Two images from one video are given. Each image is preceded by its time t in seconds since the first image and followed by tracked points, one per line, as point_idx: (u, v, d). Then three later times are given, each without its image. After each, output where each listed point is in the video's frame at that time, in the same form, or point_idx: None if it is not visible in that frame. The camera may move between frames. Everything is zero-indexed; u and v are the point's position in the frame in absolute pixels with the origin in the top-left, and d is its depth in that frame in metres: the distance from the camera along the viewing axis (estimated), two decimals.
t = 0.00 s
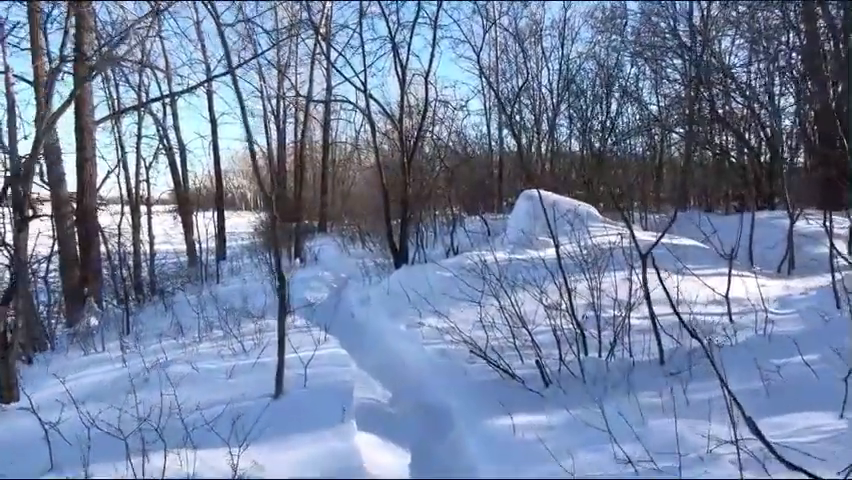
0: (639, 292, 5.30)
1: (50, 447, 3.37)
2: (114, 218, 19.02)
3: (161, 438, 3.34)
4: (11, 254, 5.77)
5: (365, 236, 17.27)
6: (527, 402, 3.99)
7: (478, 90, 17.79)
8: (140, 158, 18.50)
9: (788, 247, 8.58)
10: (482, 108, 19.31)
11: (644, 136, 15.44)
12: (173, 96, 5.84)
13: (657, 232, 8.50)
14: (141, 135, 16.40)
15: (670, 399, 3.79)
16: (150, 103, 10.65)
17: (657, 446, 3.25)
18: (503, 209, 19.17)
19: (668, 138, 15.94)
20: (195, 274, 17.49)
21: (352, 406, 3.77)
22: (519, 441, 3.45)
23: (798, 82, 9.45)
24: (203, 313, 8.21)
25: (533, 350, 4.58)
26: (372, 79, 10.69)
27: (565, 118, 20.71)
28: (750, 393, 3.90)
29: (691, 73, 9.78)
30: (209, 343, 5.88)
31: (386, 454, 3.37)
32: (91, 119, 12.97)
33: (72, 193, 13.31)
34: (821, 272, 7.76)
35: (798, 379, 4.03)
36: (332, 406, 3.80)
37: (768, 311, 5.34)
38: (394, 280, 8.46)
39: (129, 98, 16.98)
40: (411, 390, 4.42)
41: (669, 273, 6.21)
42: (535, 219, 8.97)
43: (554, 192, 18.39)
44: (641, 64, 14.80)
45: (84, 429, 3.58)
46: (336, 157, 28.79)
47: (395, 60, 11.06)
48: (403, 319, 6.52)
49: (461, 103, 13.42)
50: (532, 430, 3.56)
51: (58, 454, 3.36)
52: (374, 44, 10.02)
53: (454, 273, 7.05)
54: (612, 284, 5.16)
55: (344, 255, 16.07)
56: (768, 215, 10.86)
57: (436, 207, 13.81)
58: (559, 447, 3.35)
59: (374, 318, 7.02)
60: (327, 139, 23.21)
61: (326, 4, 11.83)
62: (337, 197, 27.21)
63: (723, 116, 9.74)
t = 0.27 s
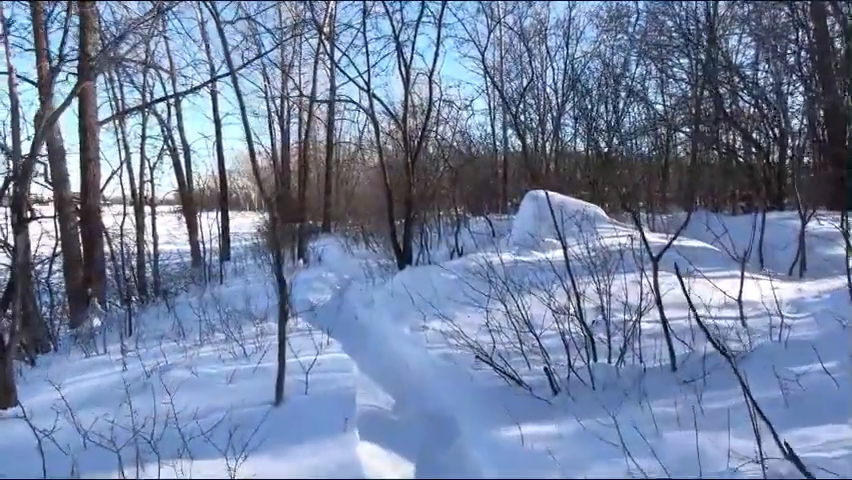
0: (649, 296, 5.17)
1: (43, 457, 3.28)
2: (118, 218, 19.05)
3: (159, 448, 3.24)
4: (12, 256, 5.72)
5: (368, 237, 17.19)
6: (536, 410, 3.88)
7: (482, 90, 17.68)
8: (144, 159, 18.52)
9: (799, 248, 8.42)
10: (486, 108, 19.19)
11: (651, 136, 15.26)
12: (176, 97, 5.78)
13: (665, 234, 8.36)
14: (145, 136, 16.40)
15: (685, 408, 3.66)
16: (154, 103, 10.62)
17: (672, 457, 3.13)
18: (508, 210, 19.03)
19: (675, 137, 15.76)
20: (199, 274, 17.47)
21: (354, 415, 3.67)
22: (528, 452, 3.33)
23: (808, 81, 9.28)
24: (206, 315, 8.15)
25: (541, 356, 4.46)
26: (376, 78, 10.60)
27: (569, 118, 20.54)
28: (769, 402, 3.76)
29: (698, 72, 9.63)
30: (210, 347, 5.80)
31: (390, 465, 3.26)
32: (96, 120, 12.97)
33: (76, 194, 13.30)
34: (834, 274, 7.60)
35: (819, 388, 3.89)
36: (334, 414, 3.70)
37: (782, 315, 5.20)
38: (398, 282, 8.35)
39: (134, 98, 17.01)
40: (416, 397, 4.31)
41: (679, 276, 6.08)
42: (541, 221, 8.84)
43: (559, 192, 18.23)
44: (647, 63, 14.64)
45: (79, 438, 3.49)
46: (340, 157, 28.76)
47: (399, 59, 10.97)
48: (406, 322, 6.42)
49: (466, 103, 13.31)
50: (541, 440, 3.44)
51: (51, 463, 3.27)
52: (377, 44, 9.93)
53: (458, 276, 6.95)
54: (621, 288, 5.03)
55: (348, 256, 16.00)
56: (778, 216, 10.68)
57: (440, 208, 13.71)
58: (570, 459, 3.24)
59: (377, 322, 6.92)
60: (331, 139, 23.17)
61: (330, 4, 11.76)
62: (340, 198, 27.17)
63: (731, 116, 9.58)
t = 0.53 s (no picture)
0: (660, 300, 5.03)
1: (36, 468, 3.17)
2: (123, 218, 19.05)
3: (156, 458, 3.14)
4: (13, 257, 5.65)
5: (372, 237, 17.11)
6: (545, 420, 3.75)
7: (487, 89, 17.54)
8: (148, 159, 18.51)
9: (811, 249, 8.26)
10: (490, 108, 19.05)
11: (658, 136, 15.08)
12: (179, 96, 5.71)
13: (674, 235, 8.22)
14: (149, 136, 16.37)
15: (700, 417, 3.53)
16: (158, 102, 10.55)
17: (689, 471, 3.00)
18: (512, 210, 18.89)
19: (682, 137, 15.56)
20: (202, 274, 17.45)
21: (358, 423, 3.55)
22: (538, 464, 3.20)
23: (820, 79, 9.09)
24: (208, 317, 8.08)
25: (549, 361, 4.34)
26: (380, 78, 10.49)
27: (574, 117, 20.36)
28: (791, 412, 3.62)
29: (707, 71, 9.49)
30: (211, 350, 5.71)
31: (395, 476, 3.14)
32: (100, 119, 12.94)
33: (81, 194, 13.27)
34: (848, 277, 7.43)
35: (843, 397, 3.74)
36: (337, 423, 3.59)
37: (798, 319, 5.05)
38: (402, 283, 8.25)
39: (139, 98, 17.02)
40: (421, 404, 4.20)
41: (691, 278, 5.93)
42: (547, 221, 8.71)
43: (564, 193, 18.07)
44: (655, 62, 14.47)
45: (74, 447, 3.39)
46: (344, 156, 28.71)
47: (403, 58, 10.85)
48: (411, 325, 6.31)
49: (470, 102, 13.19)
50: (552, 452, 3.32)
51: (44, 474, 3.16)
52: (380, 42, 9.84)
53: (464, 278, 6.82)
54: (631, 291, 4.90)
55: (351, 256, 15.91)
56: (788, 216, 10.49)
57: (445, 208, 13.53)
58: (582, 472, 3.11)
59: (381, 324, 6.81)
60: (335, 139, 23.10)
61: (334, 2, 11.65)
62: (344, 197, 27.10)
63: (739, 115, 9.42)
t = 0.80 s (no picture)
0: (676, 301, 4.84)
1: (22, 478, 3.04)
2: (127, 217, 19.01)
3: (147, 468, 2.99)
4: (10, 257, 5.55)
5: (376, 237, 16.97)
6: (556, 428, 3.58)
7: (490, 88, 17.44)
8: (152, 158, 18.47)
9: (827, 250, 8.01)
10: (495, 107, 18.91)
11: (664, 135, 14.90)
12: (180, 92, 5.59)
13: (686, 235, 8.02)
14: (152, 135, 16.30)
15: (723, 427, 3.35)
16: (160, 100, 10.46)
17: None
18: (517, 209, 18.70)
19: (689, 136, 15.35)
20: (206, 273, 17.36)
21: (359, 431, 3.39)
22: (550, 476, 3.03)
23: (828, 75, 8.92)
24: (209, 317, 7.96)
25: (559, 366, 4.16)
26: (384, 75, 10.34)
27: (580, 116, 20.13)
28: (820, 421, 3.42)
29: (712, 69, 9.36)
30: (210, 351, 5.57)
31: None
32: (103, 118, 12.89)
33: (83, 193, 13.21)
34: None
35: None
36: (338, 430, 3.43)
37: (819, 322, 4.84)
38: (406, 283, 8.09)
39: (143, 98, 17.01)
40: (426, 411, 4.03)
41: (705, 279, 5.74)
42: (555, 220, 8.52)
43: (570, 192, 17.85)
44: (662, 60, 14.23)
45: (64, 456, 3.25)
46: (348, 156, 28.59)
47: (408, 54, 10.68)
48: (416, 326, 6.14)
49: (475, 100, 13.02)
50: (564, 463, 3.14)
51: None
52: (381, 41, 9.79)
53: (470, 279, 6.64)
54: (644, 293, 4.72)
55: (355, 256, 15.78)
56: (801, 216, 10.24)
57: (449, 207, 13.35)
58: None
59: (384, 326, 6.65)
60: (338, 138, 22.97)
61: None
62: (348, 197, 27.01)
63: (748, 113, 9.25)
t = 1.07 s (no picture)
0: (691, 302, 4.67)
1: None
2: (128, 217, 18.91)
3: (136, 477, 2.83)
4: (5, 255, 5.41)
5: (379, 236, 16.81)
6: (569, 435, 3.39)
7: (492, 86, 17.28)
8: (155, 157, 18.40)
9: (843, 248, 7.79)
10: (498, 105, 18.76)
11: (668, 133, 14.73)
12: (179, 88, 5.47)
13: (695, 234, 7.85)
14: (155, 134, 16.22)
15: (749, 434, 3.15)
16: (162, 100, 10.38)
17: None
18: (520, 209, 18.48)
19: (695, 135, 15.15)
20: (207, 273, 17.23)
21: (361, 439, 3.22)
22: None
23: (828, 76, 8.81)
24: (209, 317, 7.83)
25: (571, 369, 3.98)
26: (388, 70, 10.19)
27: (585, 115, 19.91)
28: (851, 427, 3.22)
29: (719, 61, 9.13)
30: (207, 353, 5.41)
31: None
32: (105, 117, 12.79)
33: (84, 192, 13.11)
34: None
35: None
36: (339, 438, 3.26)
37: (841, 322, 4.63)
38: (410, 283, 7.91)
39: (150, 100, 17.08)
40: (431, 416, 3.85)
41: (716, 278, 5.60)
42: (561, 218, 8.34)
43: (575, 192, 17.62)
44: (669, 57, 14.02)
45: (49, 465, 3.09)
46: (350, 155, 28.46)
47: (411, 50, 10.53)
48: (419, 327, 5.97)
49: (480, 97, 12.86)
50: (579, 473, 2.96)
51: None
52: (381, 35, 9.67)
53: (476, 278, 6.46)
54: (658, 292, 4.53)
55: (357, 255, 15.65)
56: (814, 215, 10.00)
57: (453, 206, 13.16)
58: None
59: (387, 327, 6.47)
60: (341, 137, 22.83)
61: None
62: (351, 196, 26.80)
63: (750, 112, 9.15)
